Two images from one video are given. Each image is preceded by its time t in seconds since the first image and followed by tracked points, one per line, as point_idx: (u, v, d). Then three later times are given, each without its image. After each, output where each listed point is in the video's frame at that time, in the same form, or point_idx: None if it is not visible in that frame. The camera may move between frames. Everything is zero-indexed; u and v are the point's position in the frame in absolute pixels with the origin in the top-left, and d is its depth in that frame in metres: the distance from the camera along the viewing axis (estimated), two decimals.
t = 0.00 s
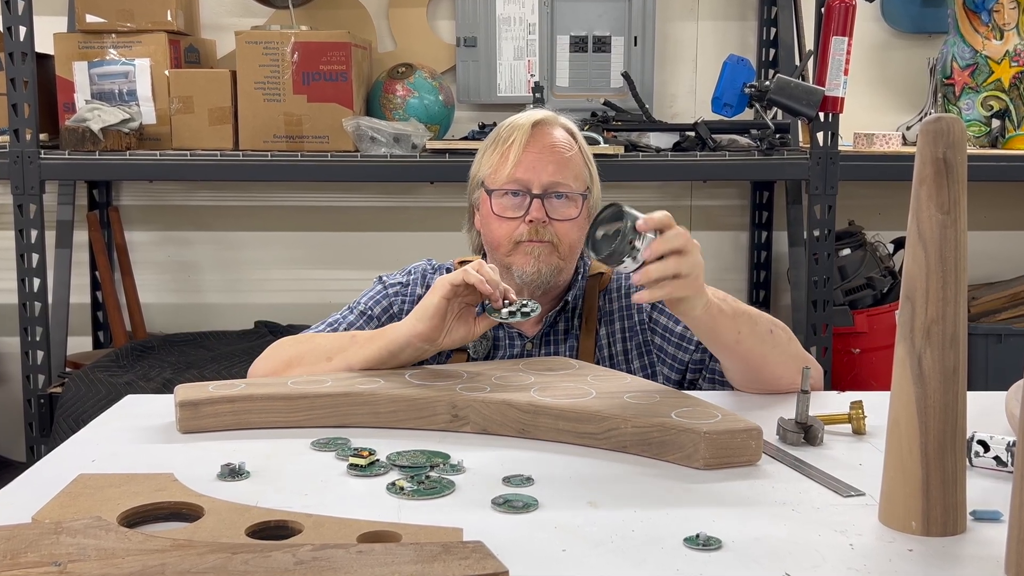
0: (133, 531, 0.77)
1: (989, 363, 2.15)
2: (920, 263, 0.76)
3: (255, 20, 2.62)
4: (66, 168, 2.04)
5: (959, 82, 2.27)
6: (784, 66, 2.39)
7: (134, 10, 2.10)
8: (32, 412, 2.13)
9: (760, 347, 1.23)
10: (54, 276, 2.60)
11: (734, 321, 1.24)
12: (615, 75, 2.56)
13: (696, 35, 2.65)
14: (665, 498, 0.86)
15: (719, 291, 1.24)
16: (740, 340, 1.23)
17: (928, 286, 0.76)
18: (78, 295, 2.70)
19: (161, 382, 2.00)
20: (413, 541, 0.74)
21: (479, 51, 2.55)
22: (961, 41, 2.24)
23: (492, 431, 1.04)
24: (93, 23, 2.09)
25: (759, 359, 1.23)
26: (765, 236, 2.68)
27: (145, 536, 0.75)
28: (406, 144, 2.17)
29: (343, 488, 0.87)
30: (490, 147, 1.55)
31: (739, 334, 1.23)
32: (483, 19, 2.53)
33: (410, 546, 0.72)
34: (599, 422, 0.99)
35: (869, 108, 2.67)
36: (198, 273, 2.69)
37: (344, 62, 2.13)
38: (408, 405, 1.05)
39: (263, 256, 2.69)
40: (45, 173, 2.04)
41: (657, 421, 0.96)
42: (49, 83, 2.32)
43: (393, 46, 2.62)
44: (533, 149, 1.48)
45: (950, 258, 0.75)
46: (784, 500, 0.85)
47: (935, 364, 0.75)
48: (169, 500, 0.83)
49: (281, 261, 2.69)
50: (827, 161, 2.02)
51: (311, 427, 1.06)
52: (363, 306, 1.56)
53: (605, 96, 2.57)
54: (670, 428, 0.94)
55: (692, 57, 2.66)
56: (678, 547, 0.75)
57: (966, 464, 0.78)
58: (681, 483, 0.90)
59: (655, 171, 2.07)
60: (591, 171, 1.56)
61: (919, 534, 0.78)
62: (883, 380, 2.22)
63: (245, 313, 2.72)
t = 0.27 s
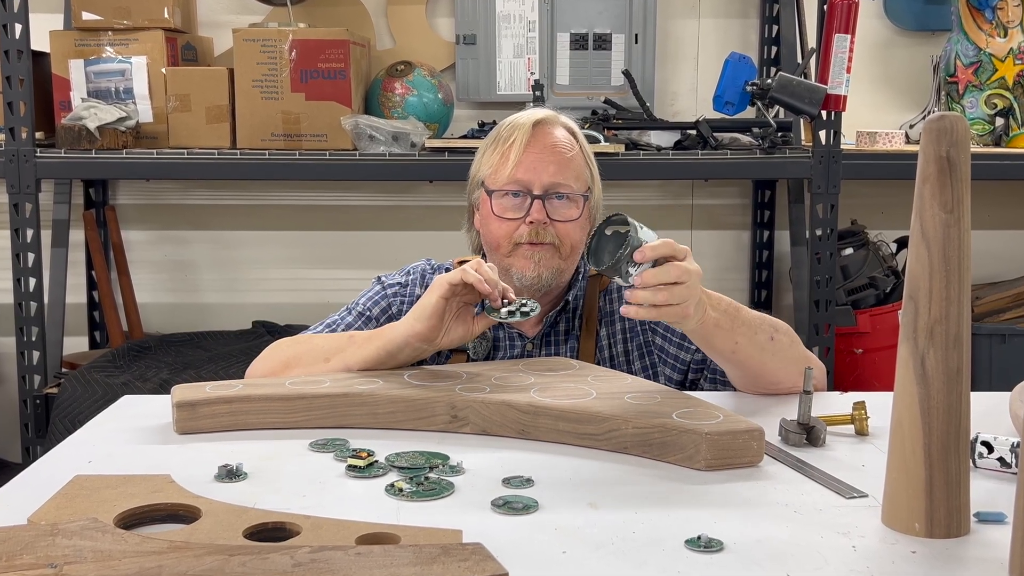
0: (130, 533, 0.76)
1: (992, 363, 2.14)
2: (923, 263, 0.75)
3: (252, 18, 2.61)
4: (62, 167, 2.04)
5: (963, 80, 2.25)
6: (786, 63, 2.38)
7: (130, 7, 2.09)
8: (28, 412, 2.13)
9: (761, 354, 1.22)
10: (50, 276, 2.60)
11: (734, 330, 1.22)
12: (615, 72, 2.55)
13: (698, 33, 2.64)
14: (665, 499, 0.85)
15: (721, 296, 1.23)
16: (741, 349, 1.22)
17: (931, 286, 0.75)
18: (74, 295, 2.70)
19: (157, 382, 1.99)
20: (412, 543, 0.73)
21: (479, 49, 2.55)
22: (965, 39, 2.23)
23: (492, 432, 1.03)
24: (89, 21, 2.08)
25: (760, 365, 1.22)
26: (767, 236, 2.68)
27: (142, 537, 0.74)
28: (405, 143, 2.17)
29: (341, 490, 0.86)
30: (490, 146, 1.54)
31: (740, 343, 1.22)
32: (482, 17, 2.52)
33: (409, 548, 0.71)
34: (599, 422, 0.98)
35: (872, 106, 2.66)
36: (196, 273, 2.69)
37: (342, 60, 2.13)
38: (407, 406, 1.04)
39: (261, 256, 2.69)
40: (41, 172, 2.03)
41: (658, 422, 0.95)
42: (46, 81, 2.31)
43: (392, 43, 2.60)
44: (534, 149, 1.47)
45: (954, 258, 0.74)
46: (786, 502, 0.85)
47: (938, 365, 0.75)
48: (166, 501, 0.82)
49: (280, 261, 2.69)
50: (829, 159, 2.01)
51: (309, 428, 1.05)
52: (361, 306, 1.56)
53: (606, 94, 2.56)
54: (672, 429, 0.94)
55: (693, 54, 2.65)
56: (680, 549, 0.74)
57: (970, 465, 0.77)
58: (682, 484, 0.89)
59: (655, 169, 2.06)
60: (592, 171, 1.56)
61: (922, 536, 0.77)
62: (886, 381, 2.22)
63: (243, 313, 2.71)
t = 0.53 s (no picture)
0: (126, 535, 0.75)
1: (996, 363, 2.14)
2: (926, 262, 0.75)
3: (250, 15, 2.60)
4: (58, 165, 2.03)
5: (966, 78, 2.24)
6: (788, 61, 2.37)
7: (126, 5, 2.08)
8: (24, 413, 2.12)
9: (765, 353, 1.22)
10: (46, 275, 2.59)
11: (736, 329, 1.23)
12: (616, 70, 2.54)
13: (699, 30, 2.64)
14: (667, 501, 0.84)
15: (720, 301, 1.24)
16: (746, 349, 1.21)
17: (935, 285, 0.74)
18: (70, 294, 2.69)
19: (155, 382, 1.99)
20: (411, 545, 0.72)
21: (478, 46, 2.54)
22: (969, 36, 2.22)
23: (491, 432, 1.03)
24: (85, 18, 2.07)
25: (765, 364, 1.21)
26: (769, 235, 2.67)
27: (139, 539, 0.74)
28: (404, 142, 2.18)
29: (339, 491, 0.86)
30: (489, 145, 1.53)
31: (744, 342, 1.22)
32: (482, 14, 2.52)
33: (407, 549, 0.70)
34: (599, 423, 0.97)
35: (874, 104, 2.65)
36: (193, 272, 2.68)
37: (340, 58, 2.12)
38: (406, 406, 1.04)
39: (260, 255, 2.68)
40: (37, 170, 2.02)
41: (659, 423, 0.95)
42: (41, 79, 2.30)
43: (390, 41, 2.60)
44: (533, 148, 1.46)
45: (958, 257, 0.74)
46: (789, 503, 0.84)
47: (942, 365, 0.74)
48: (163, 503, 0.81)
49: (279, 260, 2.68)
50: (832, 158, 2.01)
51: (306, 428, 1.05)
52: (360, 306, 1.55)
53: (607, 92, 2.55)
54: (673, 430, 0.93)
55: (695, 52, 2.65)
56: (680, 551, 0.74)
57: (973, 467, 0.77)
58: (683, 485, 0.88)
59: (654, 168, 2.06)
60: (592, 170, 1.55)
61: (925, 538, 0.77)
62: (889, 381, 2.21)
63: (242, 313, 2.70)
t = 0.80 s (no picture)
0: (123, 537, 0.74)
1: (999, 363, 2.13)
2: (929, 261, 0.74)
3: (248, 13, 2.60)
4: (54, 164, 2.02)
5: (969, 76, 2.24)
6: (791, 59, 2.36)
7: (123, 2, 2.07)
8: (19, 414, 2.12)
9: (766, 351, 1.22)
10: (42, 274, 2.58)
11: (737, 327, 1.22)
12: (616, 68, 2.53)
13: (700, 28, 2.63)
14: (668, 502, 0.84)
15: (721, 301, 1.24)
16: (747, 348, 1.20)
17: (938, 284, 0.74)
18: (66, 294, 2.68)
19: (152, 383, 1.98)
20: (410, 546, 0.72)
21: (477, 44, 2.53)
22: (972, 34, 2.21)
23: (490, 433, 1.02)
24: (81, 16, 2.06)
25: (767, 364, 1.21)
26: (771, 234, 2.66)
27: (136, 541, 0.73)
28: (402, 140, 2.17)
29: (338, 493, 0.85)
30: (488, 144, 1.53)
31: (744, 341, 1.21)
32: (481, 12, 2.51)
33: (406, 551, 0.70)
34: (600, 424, 0.97)
35: (877, 102, 2.64)
36: (190, 272, 2.67)
37: (339, 55, 2.11)
38: (405, 407, 1.03)
39: (258, 255, 2.67)
40: (32, 169, 2.01)
41: (660, 423, 0.94)
42: (37, 77, 2.29)
43: (389, 39, 2.59)
44: (532, 148, 1.46)
45: (962, 257, 0.73)
46: (790, 505, 0.83)
47: (945, 365, 0.73)
48: (159, 505, 0.80)
49: (278, 260, 2.68)
50: (835, 156, 2.00)
51: (305, 429, 1.04)
52: (359, 306, 1.54)
53: (607, 90, 2.54)
54: (674, 430, 0.92)
55: (696, 50, 2.64)
56: (682, 553, 0.73)
57: (976, 468, 0.76)
58: (684, 487, 0.87)
59: (654, 166, 2.05)
60: (591, 169, 1.54)
61: (928, 539, 0.76)
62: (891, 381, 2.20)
63: (241, 313, 2.69)
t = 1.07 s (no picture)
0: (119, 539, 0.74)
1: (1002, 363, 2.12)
2: (933, 262, 0.73)
3: (245, 10, 2.59)
4: (50, 162, 2.01)
5: (973, 74, 2.23)
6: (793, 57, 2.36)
7: None
8: (15, 415, 2.11)
9: (768, 351, 1.21)
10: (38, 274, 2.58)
11: (739, 327, 1.21)
12: (618, 66, 2.52)
13: (701, 25, 2.62)
14: (669, 504, 0.83)
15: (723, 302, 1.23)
16: (749, 348, 1.20)
17: (942, 284, 0.73)
18: (62, 294, 2.67)
19: (148, 383, 1.98)
20: (409, 548, 0.71)
21: (477, 42, 2.53)
22: (976, 32, 2.21)
23: (490, 434, 1.01)
24: (77, 14, 2.05)
25: (770, 364, 1.20)
26: (773, 233, 2.65)
27: (132, 543, 0.72)
28: (401, 139, 2.14)
29: (336, 494, 0.84)
30: (487, 143, 1.52)
31: (746, 341, 1.20)
32: (481, 9, 2.50)
33: (405, 553, 0.69)
34: (601, 425, 0.96)
35: (880, 100, 2.63)
36: (187, 271, 2.67)
37: (337, 53, 2.11)
38: (404, 408, 1.02)
39: (257, 254, 2.67)
40: (28, 168, 2.01)
41: (661, 424, 0.93)
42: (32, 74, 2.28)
43: (388, 36, 2.58)
44: (533, 147, 1.45)
45: (965, 256, 0.72)
46: (793, 506, 0.83)
47: (949, 365, 0.73)
48: (156, 506, 0.80)
49: (278, 260, 2.67)
50: (837, 155, 1.99)
51: (303, 430, 1.03)
52: (358, 306, 1.54)
53: (608, 88, 2.53)
54: (675, 431, 0.92)
55: (697, 47, 2.63)
56: (683, 555, 0.72)
57: (981, 469, 0.75)
58: (686, 488, 0.87)
59: (654, 165, 2.04)
60: (592, 168, 1.54)
61: (932, 541, 0.75)
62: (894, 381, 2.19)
63: (240, 313, 2.69)
